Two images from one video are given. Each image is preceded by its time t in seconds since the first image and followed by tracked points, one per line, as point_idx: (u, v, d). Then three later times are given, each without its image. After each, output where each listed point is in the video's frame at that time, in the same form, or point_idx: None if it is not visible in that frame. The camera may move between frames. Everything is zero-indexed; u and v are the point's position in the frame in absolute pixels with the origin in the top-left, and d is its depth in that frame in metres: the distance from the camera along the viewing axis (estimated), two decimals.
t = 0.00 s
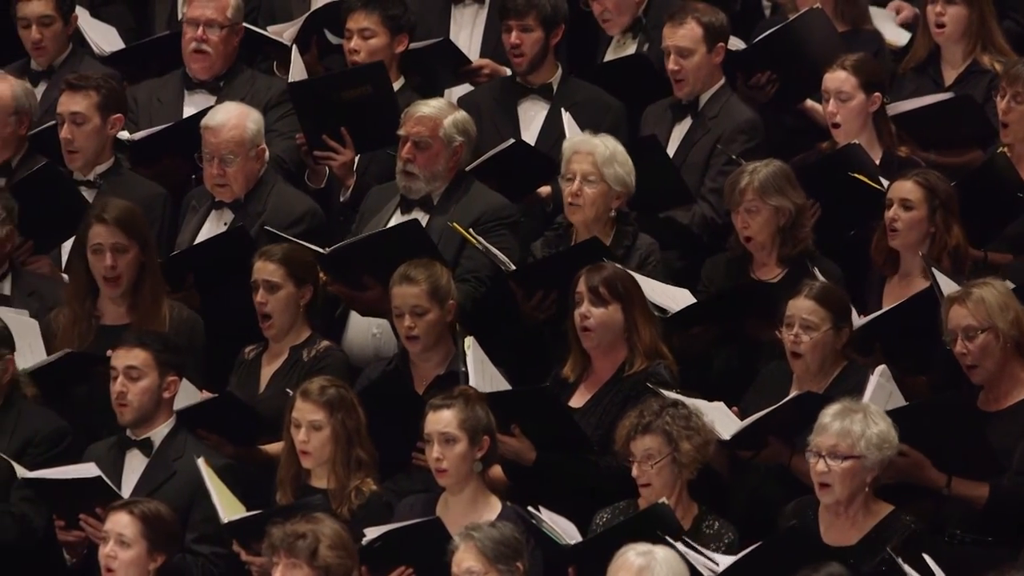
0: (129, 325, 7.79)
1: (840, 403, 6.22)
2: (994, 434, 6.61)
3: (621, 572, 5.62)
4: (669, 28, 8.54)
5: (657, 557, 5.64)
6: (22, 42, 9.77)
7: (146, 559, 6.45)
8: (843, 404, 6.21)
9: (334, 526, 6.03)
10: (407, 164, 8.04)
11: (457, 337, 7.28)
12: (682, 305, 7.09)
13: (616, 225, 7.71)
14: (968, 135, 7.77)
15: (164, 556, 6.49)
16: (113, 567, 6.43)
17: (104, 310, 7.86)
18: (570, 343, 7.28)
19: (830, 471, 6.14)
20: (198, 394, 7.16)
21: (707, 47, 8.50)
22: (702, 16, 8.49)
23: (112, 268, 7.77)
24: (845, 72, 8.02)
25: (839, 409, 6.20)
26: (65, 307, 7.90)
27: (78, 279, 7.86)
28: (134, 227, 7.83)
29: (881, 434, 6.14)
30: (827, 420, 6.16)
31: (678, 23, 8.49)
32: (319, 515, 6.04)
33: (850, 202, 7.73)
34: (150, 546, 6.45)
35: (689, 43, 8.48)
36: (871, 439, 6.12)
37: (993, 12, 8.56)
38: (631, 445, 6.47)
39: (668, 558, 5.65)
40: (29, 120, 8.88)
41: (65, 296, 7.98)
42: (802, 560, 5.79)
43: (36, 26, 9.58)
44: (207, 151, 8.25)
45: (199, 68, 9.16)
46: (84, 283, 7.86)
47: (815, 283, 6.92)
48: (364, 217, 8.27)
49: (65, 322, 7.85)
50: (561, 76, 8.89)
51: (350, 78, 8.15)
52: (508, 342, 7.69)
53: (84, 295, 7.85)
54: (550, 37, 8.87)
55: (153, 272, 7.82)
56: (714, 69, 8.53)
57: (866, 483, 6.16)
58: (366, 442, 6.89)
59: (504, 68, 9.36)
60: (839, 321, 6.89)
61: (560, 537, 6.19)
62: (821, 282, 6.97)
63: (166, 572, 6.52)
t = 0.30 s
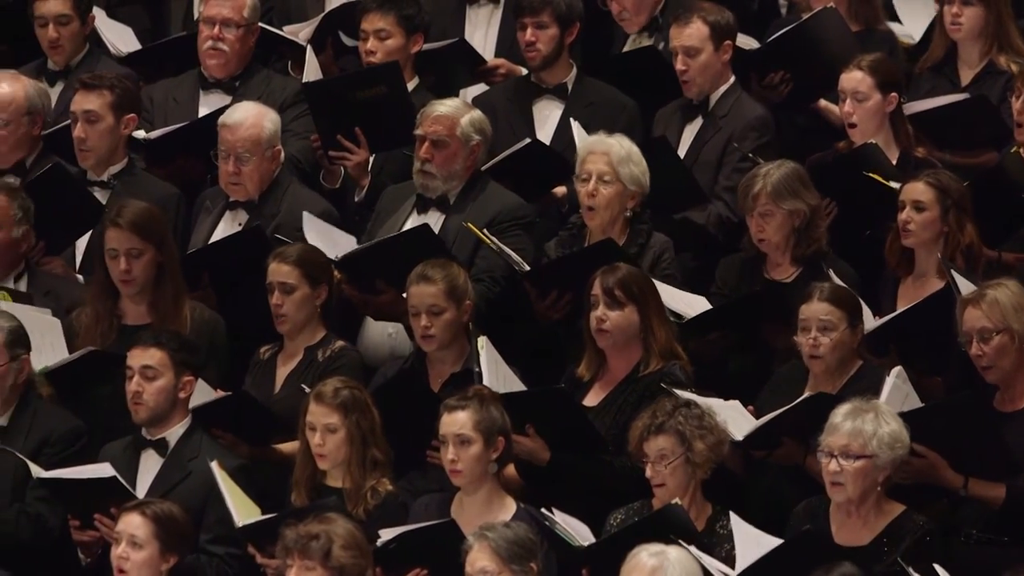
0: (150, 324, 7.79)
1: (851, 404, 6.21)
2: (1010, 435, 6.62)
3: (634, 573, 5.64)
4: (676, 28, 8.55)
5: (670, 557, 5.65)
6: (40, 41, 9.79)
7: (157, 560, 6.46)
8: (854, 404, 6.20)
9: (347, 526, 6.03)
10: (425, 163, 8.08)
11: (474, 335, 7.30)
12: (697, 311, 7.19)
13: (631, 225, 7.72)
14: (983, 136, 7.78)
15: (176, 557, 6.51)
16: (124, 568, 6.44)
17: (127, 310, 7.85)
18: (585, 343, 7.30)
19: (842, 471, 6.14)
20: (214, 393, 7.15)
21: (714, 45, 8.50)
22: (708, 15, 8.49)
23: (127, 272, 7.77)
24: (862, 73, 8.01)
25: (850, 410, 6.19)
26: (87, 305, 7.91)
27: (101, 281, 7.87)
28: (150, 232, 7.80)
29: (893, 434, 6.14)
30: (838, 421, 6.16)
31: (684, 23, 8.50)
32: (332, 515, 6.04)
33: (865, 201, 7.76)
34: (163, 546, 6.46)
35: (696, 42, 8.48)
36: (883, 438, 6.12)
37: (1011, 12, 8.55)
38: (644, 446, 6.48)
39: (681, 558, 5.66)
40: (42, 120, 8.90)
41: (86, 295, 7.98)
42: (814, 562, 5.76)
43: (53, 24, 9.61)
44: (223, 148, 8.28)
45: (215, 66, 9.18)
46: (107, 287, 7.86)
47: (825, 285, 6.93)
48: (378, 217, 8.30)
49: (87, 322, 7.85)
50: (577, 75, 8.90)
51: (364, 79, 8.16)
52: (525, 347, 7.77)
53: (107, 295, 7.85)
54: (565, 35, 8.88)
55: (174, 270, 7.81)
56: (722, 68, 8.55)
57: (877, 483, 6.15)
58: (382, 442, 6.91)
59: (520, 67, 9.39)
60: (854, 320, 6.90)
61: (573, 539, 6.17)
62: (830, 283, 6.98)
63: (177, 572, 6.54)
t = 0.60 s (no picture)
0: (164, 322, 7.81)
1: (866, 404, 6.18)
2: None
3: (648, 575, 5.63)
4: (686, 28, 8.53)
5: (683, 557, 5.65)
6: (57, 40, 9.79)
7: (169, 561, 6.45)
8: (869, 404, 6.18)
9: (359, 525, 6.02)
10: (444, 163, 8.12)
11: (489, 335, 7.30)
12: (711, 310, 7.17)
13: (647, 225, 7.72)
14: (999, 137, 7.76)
15: (188, 557, 6.49)
16: (136, 569, 6.43)
17: (141, 307, 7.85)
18: (602, 342, 7.31)
19: (859, 470, 6.11)
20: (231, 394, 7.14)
21: (723, 44, 8.49)
22: (717, 14, 8.47)
23: (138, 269, 7.77)
24: (880, 71, 8.03)
25: (865, 410, 6.17)
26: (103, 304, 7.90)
27: (115, 278, 7.88)
28: (163, 230, 7.80)
29: (909, 433, 6.12)
30: (854, 421, 6.14)
31: (693, 22, 8.48)
32: (342, 514, 6.02)
33: (880, 202, 7.76)
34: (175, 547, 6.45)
35: (705, 41, 8.46)
36: (899, 439, 6.11)
37: None
38: (659, 449, 6.48)
39: (694, 558, 5.67)
40: (57, 120, 8.96)
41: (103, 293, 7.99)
42: (827, 562, 5.75)
43: (70, 23, 9.60)
44: (235, 143, 8.29)
45: (227, 64, 9.21)
46: (121, 286, 7.86)
47: (835, 288, 6.91)
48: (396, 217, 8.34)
49: (103, 320, 7.84)
50: (592, 75, 8.90)
51: (377, 79, 8.16)
52: (542, 348, 7.77)
53: (121, 292, 7.85)
54: (580, 35, 8.86)
55: (186, 267, 7.83)
56: (732, 67, 8.54)
57: (894, 483, 6.12)
58: (397, 442, 6.90)
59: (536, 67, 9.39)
60: (867, 320, 6.90)
61: (587, 541, 6.10)
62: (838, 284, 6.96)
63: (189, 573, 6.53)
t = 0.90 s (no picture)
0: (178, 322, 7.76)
1: (884, 404, 6.17)
2: None
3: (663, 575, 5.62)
4: (698, 28, 8.52)
5: (698, 557, 5.64)
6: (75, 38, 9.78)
7: (180, 561, 6.37)
8: (888, 404, 6.17)
9: (369, 526, 6.00)
10: (459, 163, 8.13)
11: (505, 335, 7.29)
12: (725, 307, 7.17)
13: (662, 225, 7.74)
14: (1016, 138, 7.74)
15: (199, 557, 6.41)
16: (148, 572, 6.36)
17: (153, 309, 7.80)
18: (618, 342, 7.28)
19: (878, 472, 6.10)
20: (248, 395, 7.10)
21: (736, 44, 8.48)
22: (731, 14, 8.47)
23: (151, 269, 7.72)
24: (896, 69, 8.03)
25: (883, 410, 6.15)
26: (114, 304, 7.84)
27: (126, 280, 7.81)
28: (174, 229, 7.76)
29: (927, 433, 6.12)
30: (872, 422, 6.12)
31: (706, 21, 8.48)
32: (352, 515, 6.01)
33: (894, 203, 7.76)
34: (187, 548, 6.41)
35: (720, 40, 8.46)
36: (917, 439, 6.10)
37: None
38: (672, 451, 6.45)
39: (708, 557, 5.65)
40: (73, 117, 9.01)
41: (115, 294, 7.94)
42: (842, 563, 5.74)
43: (88, 20, 9.59)
44: (251, 140, 8.32)
45: (236, 63, 9.24)
46: (132, 286, 7.80)
47: (851, 288, 6.91)
48: (411, 219, 8.35)
49: (113, 321, 7.79)
50: (607, 76, 8.89)
51: (392, 78, 8.17)
52: (560, 342, 7.73)
53: (133, 295, 7.79)
54: (596, 36, 8.87)
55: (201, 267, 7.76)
56: (744, 67, 8.52)
57: (913, 483, 6.12)
58: (412, 442, 6.86)
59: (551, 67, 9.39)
60: (882, 321, 6.88)
61: (601, 541, 6.08)
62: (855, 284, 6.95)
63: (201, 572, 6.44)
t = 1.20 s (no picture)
0: (183, 322, 7.76)
1: (900, 405, 6.17)
2: None
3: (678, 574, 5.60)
4: (710, 27, 8.54)
5: (712, 557, 5.62)
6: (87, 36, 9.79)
7: (192, 560, 6.28)
8: (904, 405, 6.17)
9: (380, 526, 5.92)
10: (471, 163, 8.13)
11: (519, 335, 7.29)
12: (738, 307, 7.17)
13: (675, 226, 7.74)
14: None
15: (210, 557, 6.32)
16: (158, 573, 6.27)
17: (158, 309, 7.82)
18: (633, 342, 7.28)
19: (894, 473, 6.09)
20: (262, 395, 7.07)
21: (749, 44, 8.49)
22: (743, 14, 8.50)
23: (152, 270, 7.72)
24: (907, 69, 8.01)
25: (899, 411, 6.15)
26: (120, 305, 7.86)
27: (130, 280, 7.82)
28: (175, 229, 7.75)
29: (943, 433, 6.11)
30: (888, 423, 6.12)
31: (719, 21, 8.50)
32: (363, 516, 5.93)
33: (906, 204, 7.76)
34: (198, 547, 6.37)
35: (732, 40, 8.47)
36: (933, 439, 6.09)
37: None
38: (686, 451, 6.45)
39: (723, 558, 5.65)
40: (81, 115, 9.01)
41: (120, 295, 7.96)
42: (855, 561, 5.73)
43: (101, 17, 9.60)
44: (271, 143, 8.34)
45: (243, 63, 9.30)
46: (135, 286, 7.81)
47: (867, 287, 6.89)
48: (421, 219, 8.36)
49: (119, 320, 7.81)
50: (622, 76, 8.91)
51: (402, 82, 8.16)
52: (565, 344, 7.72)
53: (138, 294, 7.81)
54: (612, 37, 8.91)
55: (201, 268, 7.77)
56: (756, 68, 8.54)
57: (930, 484, 6.11)
58: (424, 442, 6.83)
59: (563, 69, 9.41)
60: (897, 321, 6.87)
61: (613, 542, 6.04)
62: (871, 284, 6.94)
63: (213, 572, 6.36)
